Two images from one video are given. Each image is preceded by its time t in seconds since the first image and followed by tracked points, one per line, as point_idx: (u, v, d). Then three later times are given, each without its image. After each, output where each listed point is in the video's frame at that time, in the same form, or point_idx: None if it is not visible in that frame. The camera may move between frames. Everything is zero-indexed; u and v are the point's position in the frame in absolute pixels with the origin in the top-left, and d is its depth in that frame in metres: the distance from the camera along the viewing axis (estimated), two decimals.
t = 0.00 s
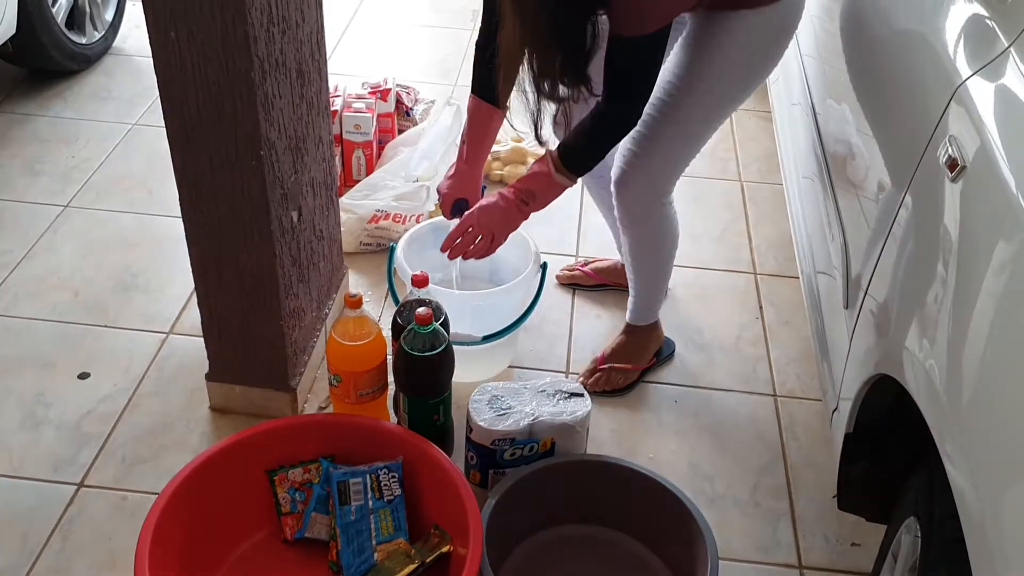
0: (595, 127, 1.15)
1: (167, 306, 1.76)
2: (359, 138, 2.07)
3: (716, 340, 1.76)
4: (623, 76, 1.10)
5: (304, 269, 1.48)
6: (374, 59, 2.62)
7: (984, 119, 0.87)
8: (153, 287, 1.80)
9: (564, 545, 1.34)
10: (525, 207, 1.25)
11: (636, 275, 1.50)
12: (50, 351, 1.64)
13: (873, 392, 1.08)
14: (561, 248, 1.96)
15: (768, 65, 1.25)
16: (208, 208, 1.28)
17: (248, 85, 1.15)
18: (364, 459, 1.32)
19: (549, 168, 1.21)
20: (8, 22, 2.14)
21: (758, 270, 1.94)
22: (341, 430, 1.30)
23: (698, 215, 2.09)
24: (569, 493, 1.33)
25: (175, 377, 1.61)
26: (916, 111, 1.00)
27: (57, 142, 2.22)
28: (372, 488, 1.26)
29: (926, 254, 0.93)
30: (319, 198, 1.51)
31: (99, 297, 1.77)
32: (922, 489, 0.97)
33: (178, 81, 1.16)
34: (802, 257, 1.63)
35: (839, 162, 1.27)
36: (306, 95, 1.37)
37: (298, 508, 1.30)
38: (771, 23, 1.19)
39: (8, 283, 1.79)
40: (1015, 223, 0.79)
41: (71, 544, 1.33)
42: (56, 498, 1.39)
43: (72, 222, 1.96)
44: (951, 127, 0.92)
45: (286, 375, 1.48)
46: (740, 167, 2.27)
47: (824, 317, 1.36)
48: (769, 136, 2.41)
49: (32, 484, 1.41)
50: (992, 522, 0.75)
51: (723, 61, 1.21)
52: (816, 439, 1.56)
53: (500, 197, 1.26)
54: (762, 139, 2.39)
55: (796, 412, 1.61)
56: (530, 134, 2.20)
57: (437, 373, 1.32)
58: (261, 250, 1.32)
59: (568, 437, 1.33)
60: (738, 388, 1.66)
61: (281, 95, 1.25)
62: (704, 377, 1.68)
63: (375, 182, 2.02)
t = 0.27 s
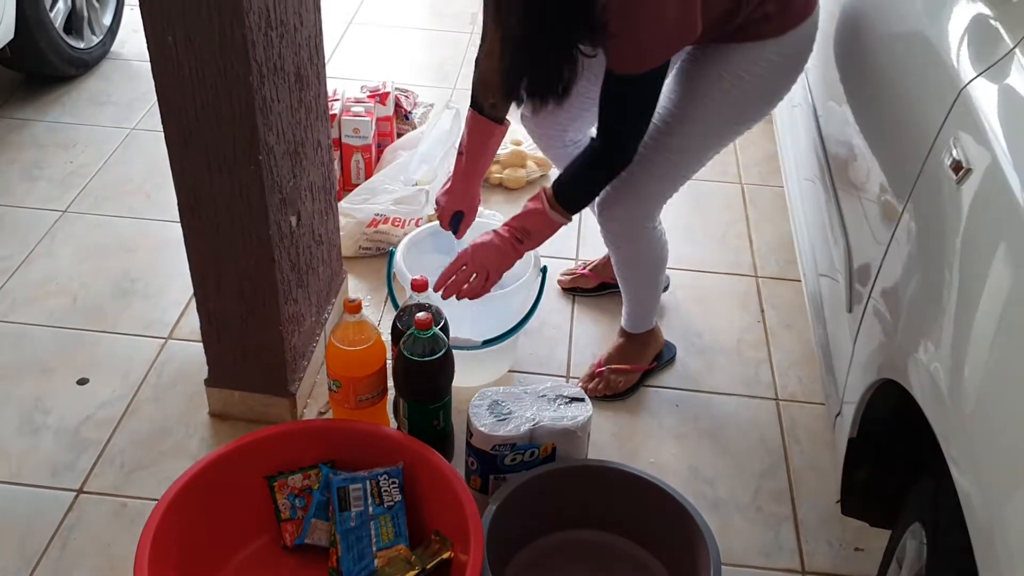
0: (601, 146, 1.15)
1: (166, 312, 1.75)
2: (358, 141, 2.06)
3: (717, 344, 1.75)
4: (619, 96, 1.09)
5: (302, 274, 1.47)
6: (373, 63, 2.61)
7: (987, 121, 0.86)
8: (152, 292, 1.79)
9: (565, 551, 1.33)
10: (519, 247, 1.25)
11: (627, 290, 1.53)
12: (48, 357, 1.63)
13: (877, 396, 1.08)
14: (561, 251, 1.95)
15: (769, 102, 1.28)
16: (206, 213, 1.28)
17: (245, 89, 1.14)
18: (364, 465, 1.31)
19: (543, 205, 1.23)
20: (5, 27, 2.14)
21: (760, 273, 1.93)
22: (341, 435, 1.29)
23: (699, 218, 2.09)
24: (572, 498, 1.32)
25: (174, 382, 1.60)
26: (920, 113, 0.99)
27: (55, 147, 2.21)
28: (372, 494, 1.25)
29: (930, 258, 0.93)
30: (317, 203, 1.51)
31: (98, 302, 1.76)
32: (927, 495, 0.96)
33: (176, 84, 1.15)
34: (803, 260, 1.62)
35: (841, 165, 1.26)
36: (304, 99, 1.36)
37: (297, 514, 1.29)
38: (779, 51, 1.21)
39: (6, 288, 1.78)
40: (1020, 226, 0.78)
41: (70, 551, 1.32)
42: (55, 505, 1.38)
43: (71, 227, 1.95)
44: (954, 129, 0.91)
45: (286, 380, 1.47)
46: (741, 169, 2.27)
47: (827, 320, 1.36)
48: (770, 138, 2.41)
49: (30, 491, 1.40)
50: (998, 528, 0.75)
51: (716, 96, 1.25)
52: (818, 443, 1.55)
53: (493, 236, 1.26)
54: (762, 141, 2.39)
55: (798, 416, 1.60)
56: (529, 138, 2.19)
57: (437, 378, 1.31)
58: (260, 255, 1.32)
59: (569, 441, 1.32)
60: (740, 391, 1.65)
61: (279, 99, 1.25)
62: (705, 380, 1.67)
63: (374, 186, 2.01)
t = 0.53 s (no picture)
0: (601, 198, 1.14)
1: (160, 320, 1.73)
2: (354, 147, 2.05)
3: (717, 352, 1.73)
4: (628, 136, 1.07)
5: (296, 282, 1.45)
6: (371, 67, 2.60)
7: (992, 130, 0.85)
8: (145, 300, 1.78)
9: (562, 563, 1.32)
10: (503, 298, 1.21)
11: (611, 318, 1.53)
12: (40, 366, 1.62)
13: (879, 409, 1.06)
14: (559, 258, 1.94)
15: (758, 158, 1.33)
16: (197, 220, 1.26)
17: (236, 96, 1.13)
18: (357, 477, 1.29)
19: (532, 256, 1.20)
20: None
21: (761, 280, 1.91)
22: (334, 447, 1.27)
23: (699, 224, 2.07)
24: (569, 510, 1.30)
25: (167, 392, 1.58)
26: (924, 121, 0.97)
27: (50, 152, 2.19)
28: (365, 506, 1.23)
29: (932, 269, 0.91)
30: (311, 210, 1.49)
31: (90, 310, 1.74)
32: (930, 511, 0.95)
33: (164, 91, 1.14)
34: (803, 266, 1.60)
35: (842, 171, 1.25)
36: (297, 105, 1.34)
37: (290, 526, 1.28)
38: (762, 119, 1.27)
39: None
40: None
41: (60, 564, 1.30)
42: (45, 517, 1.36)
43: (64, 234, 1.93)
44: (958, 139, 0.89)
45: (280, 390, 1.45)
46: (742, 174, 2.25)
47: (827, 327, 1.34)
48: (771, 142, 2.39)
49: (20, 502, 1.38)
50: (1002, 549, 0.73)
51: (702, 150, 1.28)
52: (820, 454, 1.53)
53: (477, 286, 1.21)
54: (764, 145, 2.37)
55: (799, 426, 1.59)
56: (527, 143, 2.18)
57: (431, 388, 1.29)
58: (251, 263, 1.30)
59: (566, 453, 1.30)
60: (740, 401, 1.63)
61: (271, 105, 1.23)
62: (705, 389, 1.65)
63: (371, 193, 1.99)
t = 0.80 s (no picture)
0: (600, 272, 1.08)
1: (164, 336, 1.71)
2: (363, 160, 2.02)
3: (732, 371, 1.69)
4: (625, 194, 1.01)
5: (298, 300, 1.43)
6: (384, 77, 2.57)
7: (1014, 151, 0.80)
8: (150, 316, 1.76)
9: None
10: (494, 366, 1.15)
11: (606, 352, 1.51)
12: (43, 384, 1.60)
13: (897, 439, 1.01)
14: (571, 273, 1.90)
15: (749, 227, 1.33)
16: (195, 239, 1.23)
17: (232, 114, 1.10)
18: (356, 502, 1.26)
19: (527, 320, 1.13)
20: (8, 45, 2.12)
21: (779, 297, 1.86)
22: (332, 472, 1.24)
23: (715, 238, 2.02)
24: (575, 538, 1.26)
25: (170, 411, 1.56)
26: (943, 139, 0.93)
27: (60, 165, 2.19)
28: (364, 534, 1.20)
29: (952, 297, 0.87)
30: (315, 227, 1.46)
31: (95, 326, 1.72)
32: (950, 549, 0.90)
33: (160, 108, 1.11)
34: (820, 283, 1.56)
35: (859, 187, 1.20)
36: (298, 121, 1.32)
37: (288, 552, 1.25)
38: (748, 194, 1.28)
39: (3, 312, 1.75)
40: None
41: None
42: (42, 540, 1.34)
43: (71, 248, 1.92)
44: (978, 160, 0.85)
45: (282, 411, 1.42)
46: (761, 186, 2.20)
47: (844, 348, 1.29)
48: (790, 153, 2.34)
49: (17, 524, 1.36)
50: None
51: (687, 217, 1.28)
52: (837, 478, 1.48)
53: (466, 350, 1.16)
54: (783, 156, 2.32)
55: (816, 448, 1.54)
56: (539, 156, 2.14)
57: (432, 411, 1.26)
58: (251, 283, 1.27)
59: (573, 479, 1.26)
60: (755, 422, 1.58)
61: (270, 122, 1.21)
62: (719, 410, 1.61)
63: (379, 207, 1.97)
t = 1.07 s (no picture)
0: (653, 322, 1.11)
1: (171, 347, 1.69)
2: (376, 169, 2.00)
3: (748, 390, 1.64)
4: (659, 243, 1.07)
5: (303, 314, 1.40)
6: (402, 84, 2.55)
7: None
8: (159, 325, 1.74)
9: None
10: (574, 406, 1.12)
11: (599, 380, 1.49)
12: (48, 393, 1.59)
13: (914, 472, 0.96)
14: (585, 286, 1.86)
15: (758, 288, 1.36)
16: (195, 251, 1.21)
17: (230, 126, 1.08)
18: (356, 523, 1.23)
19: (603, 351, 1.13)
20: (25, 50, 2.12)
21: (799, 313, 1.81)
22: (331, 492, 1.21)
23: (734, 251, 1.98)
24: (580, 566, 1.22)
25: (174, 423, 1.54)
26: (964, 160, 0.89)
27: (75, 171, 2.18)
28: (362, 557, 1.18)
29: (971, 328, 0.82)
30: (321, 239, 1.44)
31: (103, 335, 1.71)
32: None
33: (159, 119, 1.09)
34: (839, 300, 1.51)
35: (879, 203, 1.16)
36: (303, 132, 1.29)
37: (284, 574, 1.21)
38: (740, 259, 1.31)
39: (12, 319, 1.74)
40: None
41: None
42: (39, 554, 1.32)
43: (82, 255, 1.91)
44: (999, 186, 0.81)
45: (284, 426, 1.40)
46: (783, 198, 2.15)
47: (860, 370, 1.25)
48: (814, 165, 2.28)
49: (16, 537, 1.34)
50: None
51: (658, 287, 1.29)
52: (855, 504, 1.43)
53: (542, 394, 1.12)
54: (807, 168, 2.26)
55: (834, 472, 1.49)
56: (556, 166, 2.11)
57: (434, 431, 1.23)
58: (252, 296, 1.25)
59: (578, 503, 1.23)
60: (771, 444, 1.54)
61: (272, 133, 1.18)
62: (733, 431, 1.56)
63: (390, 217, 1.94)
